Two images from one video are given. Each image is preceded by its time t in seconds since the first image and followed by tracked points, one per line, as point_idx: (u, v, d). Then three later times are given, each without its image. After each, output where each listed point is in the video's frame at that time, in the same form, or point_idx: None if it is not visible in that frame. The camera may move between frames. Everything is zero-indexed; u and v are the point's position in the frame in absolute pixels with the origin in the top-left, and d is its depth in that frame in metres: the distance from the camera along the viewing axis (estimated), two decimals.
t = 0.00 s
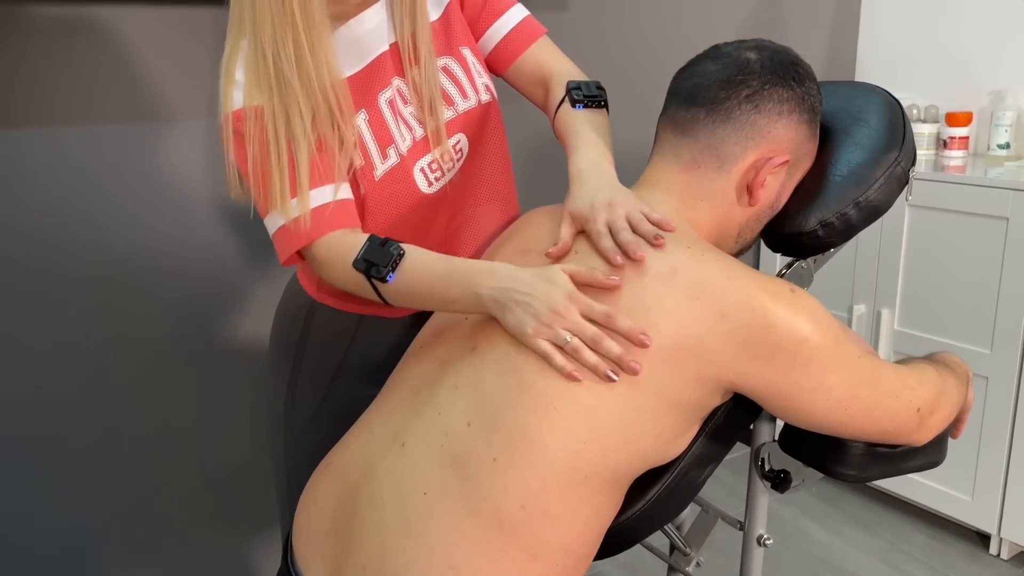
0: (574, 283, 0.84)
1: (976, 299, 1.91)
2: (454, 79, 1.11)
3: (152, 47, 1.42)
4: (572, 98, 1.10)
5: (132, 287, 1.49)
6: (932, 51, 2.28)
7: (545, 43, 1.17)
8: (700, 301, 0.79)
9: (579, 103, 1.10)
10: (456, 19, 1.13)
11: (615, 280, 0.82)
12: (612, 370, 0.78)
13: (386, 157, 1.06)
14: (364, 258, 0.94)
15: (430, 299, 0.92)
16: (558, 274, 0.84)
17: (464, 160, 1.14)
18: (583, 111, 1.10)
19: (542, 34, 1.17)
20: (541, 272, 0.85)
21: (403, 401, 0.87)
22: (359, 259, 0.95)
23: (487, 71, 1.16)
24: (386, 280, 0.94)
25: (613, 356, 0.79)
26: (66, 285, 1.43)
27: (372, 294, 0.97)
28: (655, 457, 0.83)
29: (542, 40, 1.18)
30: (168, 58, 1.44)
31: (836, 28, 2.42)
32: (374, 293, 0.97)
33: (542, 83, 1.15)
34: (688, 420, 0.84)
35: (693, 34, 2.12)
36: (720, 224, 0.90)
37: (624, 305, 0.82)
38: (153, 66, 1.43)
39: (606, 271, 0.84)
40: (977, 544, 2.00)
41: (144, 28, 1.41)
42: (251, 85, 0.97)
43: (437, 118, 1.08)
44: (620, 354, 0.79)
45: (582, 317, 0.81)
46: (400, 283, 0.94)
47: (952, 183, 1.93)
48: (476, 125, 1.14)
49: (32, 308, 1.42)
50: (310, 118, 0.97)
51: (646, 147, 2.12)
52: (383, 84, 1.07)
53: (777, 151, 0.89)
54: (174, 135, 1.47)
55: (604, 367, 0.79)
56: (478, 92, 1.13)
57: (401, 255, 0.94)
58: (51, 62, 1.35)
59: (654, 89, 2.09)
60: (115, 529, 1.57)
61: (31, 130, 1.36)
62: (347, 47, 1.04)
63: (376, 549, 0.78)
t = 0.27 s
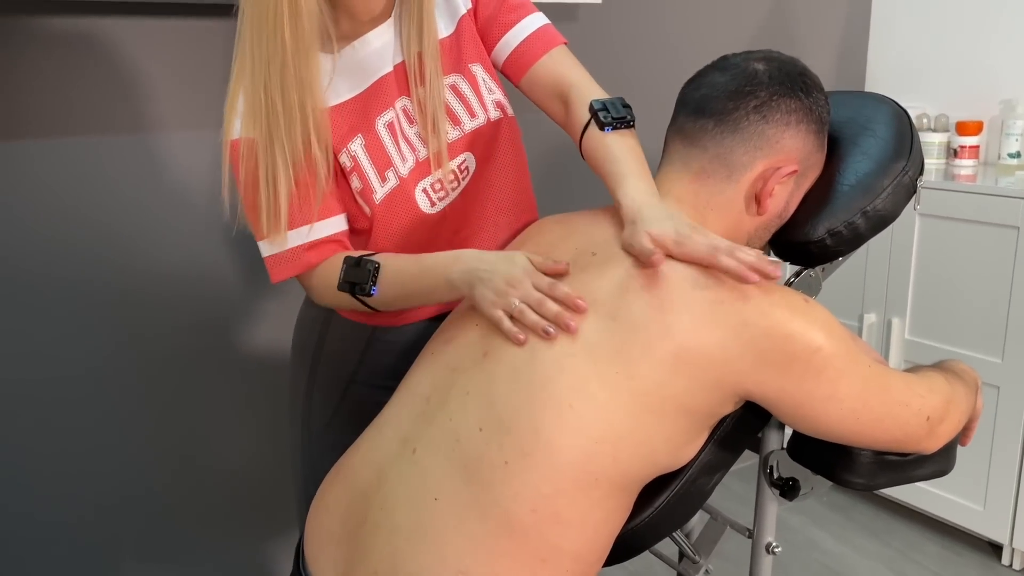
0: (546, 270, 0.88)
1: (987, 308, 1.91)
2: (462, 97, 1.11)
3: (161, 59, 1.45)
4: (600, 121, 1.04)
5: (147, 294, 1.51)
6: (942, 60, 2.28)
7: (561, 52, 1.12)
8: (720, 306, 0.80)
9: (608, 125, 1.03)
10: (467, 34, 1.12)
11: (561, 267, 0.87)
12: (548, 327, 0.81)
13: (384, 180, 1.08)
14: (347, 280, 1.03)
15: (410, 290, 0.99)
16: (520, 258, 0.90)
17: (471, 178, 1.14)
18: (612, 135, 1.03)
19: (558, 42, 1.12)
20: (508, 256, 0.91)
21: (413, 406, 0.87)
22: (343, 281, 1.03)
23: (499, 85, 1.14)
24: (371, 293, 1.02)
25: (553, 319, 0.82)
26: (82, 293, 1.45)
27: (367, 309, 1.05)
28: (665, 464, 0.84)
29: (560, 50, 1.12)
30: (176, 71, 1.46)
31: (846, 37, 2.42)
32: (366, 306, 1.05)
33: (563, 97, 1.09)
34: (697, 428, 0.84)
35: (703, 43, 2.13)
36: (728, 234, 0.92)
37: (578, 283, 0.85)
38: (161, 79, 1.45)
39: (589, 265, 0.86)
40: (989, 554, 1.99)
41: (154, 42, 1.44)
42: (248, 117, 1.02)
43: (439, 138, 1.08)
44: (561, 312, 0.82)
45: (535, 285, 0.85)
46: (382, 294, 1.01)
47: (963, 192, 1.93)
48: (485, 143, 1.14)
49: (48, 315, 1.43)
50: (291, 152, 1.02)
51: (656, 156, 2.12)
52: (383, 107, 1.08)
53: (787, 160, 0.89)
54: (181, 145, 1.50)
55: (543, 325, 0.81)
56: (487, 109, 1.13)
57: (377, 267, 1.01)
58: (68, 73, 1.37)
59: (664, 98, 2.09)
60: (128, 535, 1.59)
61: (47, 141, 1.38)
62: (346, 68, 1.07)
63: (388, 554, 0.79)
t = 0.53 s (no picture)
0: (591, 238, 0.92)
1: (996, 316, 1.91)
2: (475, 104, 1.12)
3: (181, 69, 1.47)
4: (606, 121, 1.09)
5: (161, 301, 1.53)
6: (952, 70, 2.29)
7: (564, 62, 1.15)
8: (727, 304, 0.81)
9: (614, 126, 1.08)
10: (480, 43, 1.13)
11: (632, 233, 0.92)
12: (602, 295, 0.83)
13: (401, 184, 1.09)
14: (400, 262, 1.01)
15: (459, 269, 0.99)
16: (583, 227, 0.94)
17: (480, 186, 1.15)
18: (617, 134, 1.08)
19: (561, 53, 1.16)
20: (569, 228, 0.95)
21: (424, 411, 0.88)
22: (395, 264, 1.01)
23: (510, 93, 1.15)
24: (425, 274, 1.01)
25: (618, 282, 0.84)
26: (97, 300, 1.47)
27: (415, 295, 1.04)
28: (672, 469, 0.85)
29: (563, 61, 1.16)
30: (196, 82, 1.48)
31: (855, 47, 2.43)
32: (417, 292, 1.03)
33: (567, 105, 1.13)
34: (705, 433, 0.85)
35: (712, 53, 2.14)
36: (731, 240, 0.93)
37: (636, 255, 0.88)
38: (183, 86, 1.47)
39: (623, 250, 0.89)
40: (1000, 564, 1.98)
41: (176, 53, 1.46)
42: (270, 121, 1.04)
43: (451, 144, 1.09)
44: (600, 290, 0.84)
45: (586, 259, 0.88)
46: (438, 275, 1.00)
47: (972, 201, 1.93)
48: (497, 149, 1.15)
49: (63, 322, 1.46)
50: (305, 160, 1.02)
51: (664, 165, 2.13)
52: (402, 112, 1.10)
53: (788, 168, 0.90)
54: (202, 152, 1.51)
55: (597, 292, 0.83)
56: (500, 115, 1.14)
57: (432, 249, 1.01)
58: (87, 85, 1.40)
59: (673, 107, 2.11)
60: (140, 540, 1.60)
61: (67, 151, 1.41)
62: (365, 76, 1.09)
63: (398, 557, 0.80)
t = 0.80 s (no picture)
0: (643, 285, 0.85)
1: (1005, 327, 1.91)
2: (490, 113, 1.16)
3: (211, 85, 1.50)
4: (586, 134, 1.17)
5: (174, 311, 1.54)
6: (959, 80, 2.29)
7: (561, 89, 1.24)
8: (727, 317, 0.82)
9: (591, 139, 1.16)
10: (492, 57, 1.17)
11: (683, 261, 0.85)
12: (672, 362, 0.81)
13: (427, 187, 1.10)
14: (442, 257, 0.98)
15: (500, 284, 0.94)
16: (632, 262, 0.87)
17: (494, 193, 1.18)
18: (595, 147, 1.16)
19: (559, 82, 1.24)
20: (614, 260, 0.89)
21: (430, 422, 0.89)
22: (437, 259, 0.98)
23: (519, 105, 1.21)
24: (464, 277, 0.97)
25: (674, 349, 0.81)
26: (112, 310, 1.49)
27: (451, 297, 1.00)
28: (676, 480, 0.85)
29: (560, 88, 1.24)
30: (229, 97, 1.51)
31: (862, 58, 2.44)
32: (452, 293, 1.00)
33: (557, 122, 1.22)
34: (709, 444, 0.85)
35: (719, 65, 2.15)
36: (735, 252, 0.93)
37: (695, 310, 0.84)
38: (216, 97, 1.50)
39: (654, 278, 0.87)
40: None
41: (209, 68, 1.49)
42: (304, 114, 1.02)
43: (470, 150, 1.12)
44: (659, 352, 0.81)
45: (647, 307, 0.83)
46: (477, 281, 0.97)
47: (982, 212, 1.93)
48: (506, 158, 1.18)
49: (77, 333, 1.47)
50: (347, 156, 1.02)
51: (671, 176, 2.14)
52: (426, 118, 1.11)
53: (791, 181, 0.91)
54: (234, 165, 1.54)
55: (664, 359, 0.81)
56: (510, 126, 1.18)
57: (477, 253, 0.98)
58: (111, 100, 1.42)
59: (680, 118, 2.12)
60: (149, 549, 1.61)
61: (96, 162, 1.43)
62: (391, 84, 1.09)
63: (404, 565, 0.81)
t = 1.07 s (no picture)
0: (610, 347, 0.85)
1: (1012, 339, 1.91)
2: (480, 131, 1.17)
3: (218, 100, 1.52)
4: (564, 160, 1.18)
5: (183, 324, 1.57)
6: (966, 92, 2.29)
7: (553, 107, 1.25)
8: (713, 340, 0.83)
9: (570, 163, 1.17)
10: (482, 76, 1.19)
11: (633, 343, 0.85)
12: (623, 428, 0.82)
13: (415, 204, 1.11)
14: (405, 290, 1.00)
15: (464, 330, 0.96)
16: (583, 326, 0.87)
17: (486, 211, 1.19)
18: (574, 171, 1.17)
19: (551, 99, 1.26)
20: (568, 321, 0.89)
21: (435, 435, 0.91)
22: (400, 290, 1.00)
23: (509, 123, 1.21)
24: (424, 313, 0.99)
25: (625, 415, 0.82)
26: (122, 322, 1.53)
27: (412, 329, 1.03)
28: (675, 492, 0.87)
29: (553, 106, 1.25)
30: (232, 113, 1.54)
31: (868, 70, 2.44)
32: (412, 325, 1.02)
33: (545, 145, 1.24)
34: (706, 456, 0.87)
35: (725, 77, 2.17)
36: (736, 266, 0.94)
37: (641, 366, 0.84)
38: (211, 112, 1.52)
39: (622, 320, 0.88)
40: None
41: (215, 83, 1.52)
42: (295, 131, 1.03)
43: (460, 168, 1.13)
44: (613, 419, 0.82)
45: (604, 373, 0.84)
46: (437, 317, 0.99)
47: (988, 224, 1.94)
48: (498, 175, 1.19)
49: (88, 344, 1.51)
50: (341, 169, 1.03)
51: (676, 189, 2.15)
52: (416, 136, 1.13)
53: (793, 196, 0.93)
54: (230, 180, 1.56)
55: (616, 423, 0.82)
56: (501, 144, 1.19)
57: (440, 291, 0.99)
58: (121, 113, 1.45)
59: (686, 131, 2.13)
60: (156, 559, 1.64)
61: (92, 176, 1.45)
62: (382, 102, 1.10)
63: None
